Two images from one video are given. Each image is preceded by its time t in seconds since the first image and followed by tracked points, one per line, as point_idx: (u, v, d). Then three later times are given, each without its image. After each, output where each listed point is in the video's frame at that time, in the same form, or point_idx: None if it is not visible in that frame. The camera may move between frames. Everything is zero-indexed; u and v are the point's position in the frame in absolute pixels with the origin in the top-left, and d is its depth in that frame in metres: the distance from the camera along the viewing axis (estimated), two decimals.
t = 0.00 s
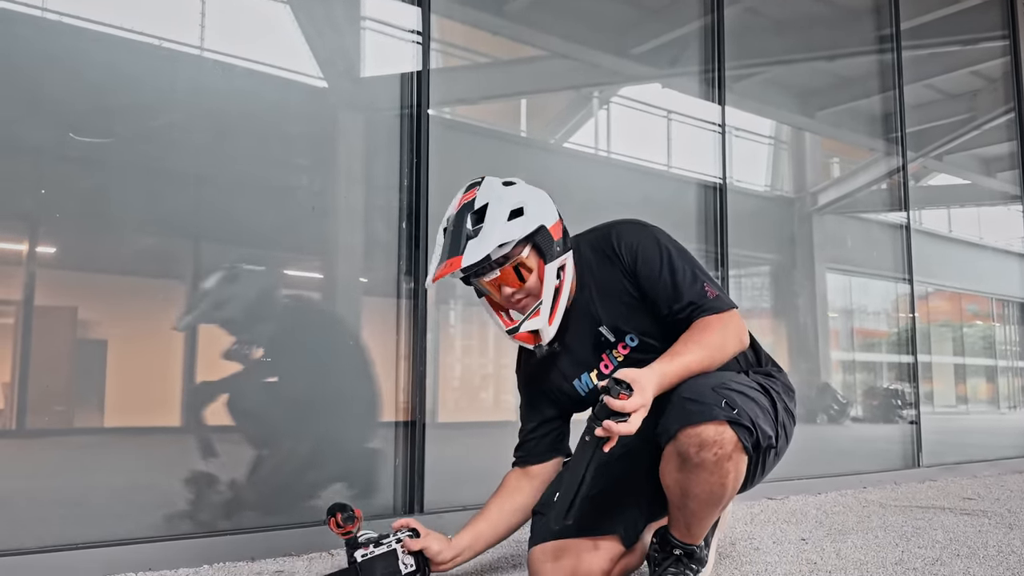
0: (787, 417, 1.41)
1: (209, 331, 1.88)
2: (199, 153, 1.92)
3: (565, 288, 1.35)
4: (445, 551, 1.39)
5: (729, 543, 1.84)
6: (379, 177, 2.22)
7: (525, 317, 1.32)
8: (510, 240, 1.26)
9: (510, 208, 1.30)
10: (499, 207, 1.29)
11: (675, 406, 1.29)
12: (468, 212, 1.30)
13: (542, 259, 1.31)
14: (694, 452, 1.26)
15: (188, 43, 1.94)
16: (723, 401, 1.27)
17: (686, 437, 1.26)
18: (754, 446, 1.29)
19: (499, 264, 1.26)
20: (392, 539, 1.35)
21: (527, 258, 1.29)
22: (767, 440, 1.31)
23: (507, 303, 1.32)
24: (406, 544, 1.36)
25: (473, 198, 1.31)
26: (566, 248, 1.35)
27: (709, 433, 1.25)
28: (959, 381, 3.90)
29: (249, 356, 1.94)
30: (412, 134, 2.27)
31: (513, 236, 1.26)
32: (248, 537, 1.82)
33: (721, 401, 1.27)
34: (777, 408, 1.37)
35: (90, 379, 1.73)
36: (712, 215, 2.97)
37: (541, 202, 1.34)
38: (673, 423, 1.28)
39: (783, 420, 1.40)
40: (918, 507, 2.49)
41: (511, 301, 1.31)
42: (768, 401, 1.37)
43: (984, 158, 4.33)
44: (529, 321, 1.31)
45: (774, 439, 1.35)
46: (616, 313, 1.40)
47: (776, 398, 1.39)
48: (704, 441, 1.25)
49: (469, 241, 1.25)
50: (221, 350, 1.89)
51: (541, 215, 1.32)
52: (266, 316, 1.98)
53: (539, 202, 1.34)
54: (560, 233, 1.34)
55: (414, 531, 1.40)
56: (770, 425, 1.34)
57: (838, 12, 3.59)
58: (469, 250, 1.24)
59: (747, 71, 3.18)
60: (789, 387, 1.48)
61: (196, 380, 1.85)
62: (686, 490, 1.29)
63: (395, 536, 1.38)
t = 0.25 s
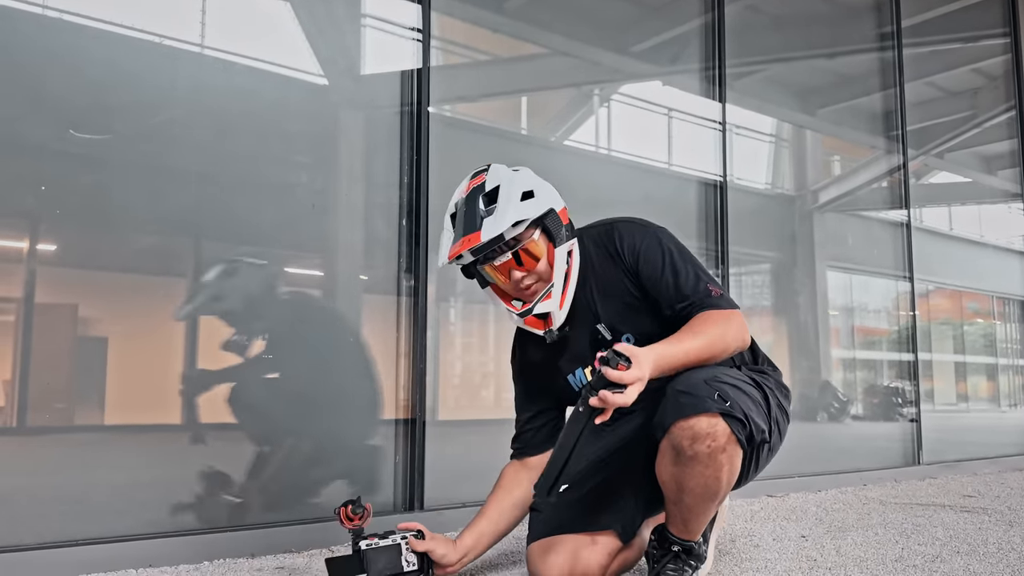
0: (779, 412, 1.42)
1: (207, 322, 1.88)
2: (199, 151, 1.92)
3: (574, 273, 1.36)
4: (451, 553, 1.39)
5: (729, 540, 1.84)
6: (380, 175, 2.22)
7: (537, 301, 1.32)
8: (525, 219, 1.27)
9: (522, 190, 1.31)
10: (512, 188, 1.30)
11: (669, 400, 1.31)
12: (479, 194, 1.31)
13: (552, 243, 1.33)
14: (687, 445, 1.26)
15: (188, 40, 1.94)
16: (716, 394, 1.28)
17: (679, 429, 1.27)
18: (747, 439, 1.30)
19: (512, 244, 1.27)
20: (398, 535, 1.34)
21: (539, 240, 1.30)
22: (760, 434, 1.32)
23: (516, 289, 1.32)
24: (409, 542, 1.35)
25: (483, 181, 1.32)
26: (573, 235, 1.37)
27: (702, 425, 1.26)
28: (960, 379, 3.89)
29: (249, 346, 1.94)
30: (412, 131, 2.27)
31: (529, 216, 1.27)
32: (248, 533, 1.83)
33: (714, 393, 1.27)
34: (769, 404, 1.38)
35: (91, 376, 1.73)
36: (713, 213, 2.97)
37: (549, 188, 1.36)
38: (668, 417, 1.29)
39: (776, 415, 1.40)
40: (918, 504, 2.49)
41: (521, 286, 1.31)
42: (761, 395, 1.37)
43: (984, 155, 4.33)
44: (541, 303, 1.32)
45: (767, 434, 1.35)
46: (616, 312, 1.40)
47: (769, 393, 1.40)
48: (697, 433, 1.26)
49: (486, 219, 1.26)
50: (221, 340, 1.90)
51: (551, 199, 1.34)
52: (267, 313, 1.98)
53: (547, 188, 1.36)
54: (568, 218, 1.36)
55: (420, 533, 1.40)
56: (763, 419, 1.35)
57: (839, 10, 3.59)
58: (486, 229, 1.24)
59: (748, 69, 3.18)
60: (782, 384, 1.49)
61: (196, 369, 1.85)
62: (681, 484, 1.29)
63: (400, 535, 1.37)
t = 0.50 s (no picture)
0: (769, 409, 1.43)
1: (207, 314, 1.89)
2: (199, 150, 1.92)
3: (586, 264, 1.35)
4: (455, 549, 1.41)
5: (728, 539, 1.84)
6: (379, 174, 2.22)
7: (547, 289, 1.31)
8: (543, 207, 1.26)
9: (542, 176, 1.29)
10: (532, 174, 1.28)
11: (662, 395, 1.32)
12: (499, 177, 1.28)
13: (566, 233, 1.32)
14: (680, 437, 1.28)
15: (188, 39, 1.94)
16: (706, 386, 1.30)
17: (672, 422, 1.28)
18: (739, 432, 1.32)
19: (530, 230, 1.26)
20: (402, 536, 1.33)
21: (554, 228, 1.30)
22: (751, 427, 1.34)
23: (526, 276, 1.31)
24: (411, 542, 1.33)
25: (504, 164, 1.29)
26: (586, 227, 1.36)
27: (694, 416, 1.27)
28: (960, 378, 3.89)
29: (249, 340, 1.94)
30: (412, 130, 2.27)
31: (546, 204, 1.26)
32: (248, 532, 1.83)
33: (704, 386, 1.30)
34: (758, 400, 1.40)
35: (91, 375, 1.73)
36: (712, 212, 2.97)
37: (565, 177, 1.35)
38: (659, 411, 1.30)
39: (767, 410, 1.42)
40: (918, 503, 2.49)
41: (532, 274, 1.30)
42: (751, 390, 1.39)
43: (984, 154, 4.33)
44: (551, 292, 1.30)
45: (757, 429, 1.37)
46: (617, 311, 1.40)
47: (759, 389, 1.42)
48: (689, 425, 1.27)
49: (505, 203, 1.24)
50: (221, 334, 1.90)
51: (568, 188, 1.33)
52: (266, 314, 1.98)
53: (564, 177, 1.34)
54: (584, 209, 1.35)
55: (423, 535, 1.39)
56: (754, 413, 1.36)
57: (839, 9, 3.58)
58: (508, 212, 1.23)
59: (747, 68, 3.17)
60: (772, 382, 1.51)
61: (197, 358, 1.86)
62: (675, 478, 1.31)
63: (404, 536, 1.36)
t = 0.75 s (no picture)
0: (763, 412, 1.46)
1: (207, 307, 1.89)
2: (199, 151, 1.92)
3: (594, 261, 1.36)
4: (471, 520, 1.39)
5: (727, 540, 1.84)
6: (379, 174, 2.22)
7: (554, 283, 1.31)
8: (558, 201, 1.26)
9: (561, 170, 1.30)
10: (552, 166, 1.29)
11: (656, 396, 1.37)
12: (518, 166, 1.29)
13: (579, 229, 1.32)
14: (675, 433, 1.31)
15: (187, 40, 1.94)
16: (699, 383, 1.34)
17: (666, 417, 1.32)
18: (733, 429, 1.34)
19: (542, 223, 1.25)
20: (403, 538, 1.33)
21: (568, 224, 1.29)
22: (744, 426, 1.37)
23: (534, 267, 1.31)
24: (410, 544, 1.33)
25: (525, 152, 1.30)
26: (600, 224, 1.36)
27: (688, 412, 1.31)
28: (959, 378, 3.89)
29: (250, 338, 1.95)
30: (411, 131, 2.27)
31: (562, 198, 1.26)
32: (247, 534, 1.83)
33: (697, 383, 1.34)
34: (753, 403, 1.42)
35: (90, 376, 1.73)
36: (712, 213, 2.97)
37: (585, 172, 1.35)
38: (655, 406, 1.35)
39: (759, 412, 1.44)
40: (917, 504, 2.49)
41: (539, 266, 1.30)
42: (743, 391, 1.42)
43: (984, 155, 4.32)
44: (556, 286, 1.31)
45: (750, 429, 1.39)
46: (620, 313, 1.40)
47: (751, 391, 1.45)
48: (684, 420, 1.30)
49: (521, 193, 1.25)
50: (222, 331, 1.90)
51: (586, 184, 1.33)
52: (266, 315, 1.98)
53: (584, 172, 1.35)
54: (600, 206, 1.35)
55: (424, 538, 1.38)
56: (746, 412, 1.39)
57: (838, 9, 3.58)
58: (522, 202, 1.23)
59: (747, 68, 3.17)
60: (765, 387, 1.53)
61: (196, 358, 1.86)
62: (671, 475, 1.33)
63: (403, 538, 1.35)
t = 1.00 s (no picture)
0: (758, 416, 1.45)
1: (208, 303, 1.89)
2: (198, 152, 1.92)
3: (603, 258, 1.35)
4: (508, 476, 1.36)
5: (727, 542, 1.84)
6: (378, 176, 2.22)
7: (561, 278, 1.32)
8: (571, 196, 1.27)
9: (575, 165, 1.31)
10: (567, 161, 1.30)
11: (651, 396, 1.37)
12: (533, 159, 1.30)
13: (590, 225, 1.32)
14: (669, 434, 1.31)
15: (186, 42, 1.94)
16: (693, 384, 1.34)
17: (661, 418, 1.32)
18: (727, 430, 1.34)
19: (552, 218, 1.27)
20: (402, 540, 1.33)
21: (579, 219, 1.30)
22: (739, 426, 1.36)
23: (542, 260, 1.32)
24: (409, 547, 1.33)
25: (541, 146, 1.32)
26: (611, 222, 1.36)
27: (682, 413, 1.30)
28: (959, 379, 3.90)
29: (252, 335, 1.95)
30: (410, 132, 2.27)
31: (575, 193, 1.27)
32: (247, 536, 1.83)
33: (691, 382, 1.34)
34: (749, 406, 1.42)
35: (90, 377, 1.73)
36: (712, 213, 2.97)
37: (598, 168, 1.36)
38: (649, 407, 1.35)
39: (754, 413, 1.44)
40: (916, 505, 2.50)
41: (547, 259, 1.31)
42: (737, 391, 1.42)
43: (983, 155, 4.33)
44: (564, 281, 1.31)
45: (745, 430, 1.39)
46: (622, 312, 1.40)
47: (745, 391, 1.45)
48: (678, 421, 1.30)
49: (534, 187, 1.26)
50: (226, 328, 1.91)
51: (600, 181, 1.33)
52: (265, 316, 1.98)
53: (598, 169, 1.36)
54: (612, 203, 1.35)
55: (423, 541, 1.39)
56: (741, 412, 1.39)
57: (838, 9, 3.58)
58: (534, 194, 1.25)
59: (746, 69, 3.17)
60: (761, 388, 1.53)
61: (197, 358, 1.86)
62: (667, 477, 1.33)
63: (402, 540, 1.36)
